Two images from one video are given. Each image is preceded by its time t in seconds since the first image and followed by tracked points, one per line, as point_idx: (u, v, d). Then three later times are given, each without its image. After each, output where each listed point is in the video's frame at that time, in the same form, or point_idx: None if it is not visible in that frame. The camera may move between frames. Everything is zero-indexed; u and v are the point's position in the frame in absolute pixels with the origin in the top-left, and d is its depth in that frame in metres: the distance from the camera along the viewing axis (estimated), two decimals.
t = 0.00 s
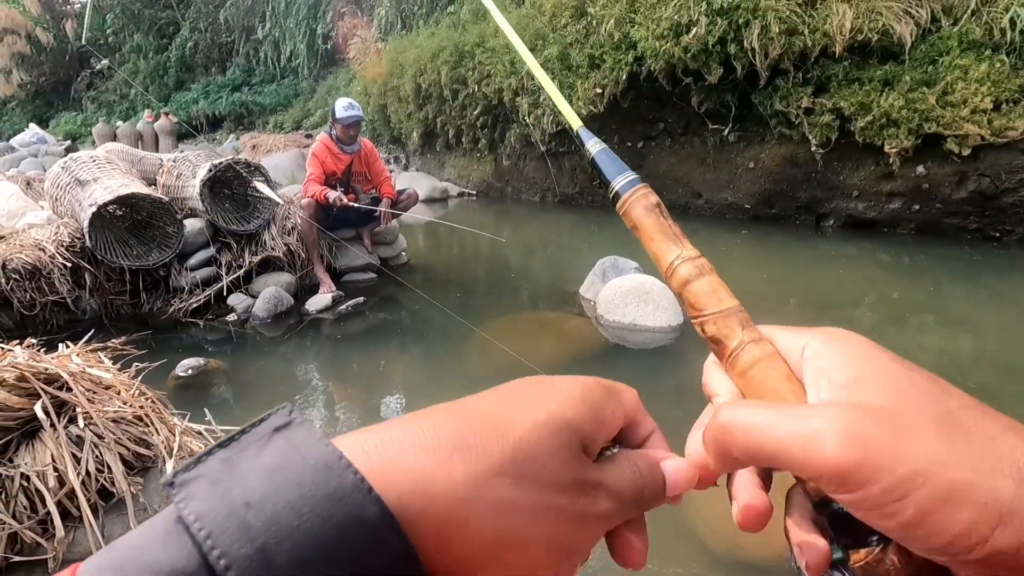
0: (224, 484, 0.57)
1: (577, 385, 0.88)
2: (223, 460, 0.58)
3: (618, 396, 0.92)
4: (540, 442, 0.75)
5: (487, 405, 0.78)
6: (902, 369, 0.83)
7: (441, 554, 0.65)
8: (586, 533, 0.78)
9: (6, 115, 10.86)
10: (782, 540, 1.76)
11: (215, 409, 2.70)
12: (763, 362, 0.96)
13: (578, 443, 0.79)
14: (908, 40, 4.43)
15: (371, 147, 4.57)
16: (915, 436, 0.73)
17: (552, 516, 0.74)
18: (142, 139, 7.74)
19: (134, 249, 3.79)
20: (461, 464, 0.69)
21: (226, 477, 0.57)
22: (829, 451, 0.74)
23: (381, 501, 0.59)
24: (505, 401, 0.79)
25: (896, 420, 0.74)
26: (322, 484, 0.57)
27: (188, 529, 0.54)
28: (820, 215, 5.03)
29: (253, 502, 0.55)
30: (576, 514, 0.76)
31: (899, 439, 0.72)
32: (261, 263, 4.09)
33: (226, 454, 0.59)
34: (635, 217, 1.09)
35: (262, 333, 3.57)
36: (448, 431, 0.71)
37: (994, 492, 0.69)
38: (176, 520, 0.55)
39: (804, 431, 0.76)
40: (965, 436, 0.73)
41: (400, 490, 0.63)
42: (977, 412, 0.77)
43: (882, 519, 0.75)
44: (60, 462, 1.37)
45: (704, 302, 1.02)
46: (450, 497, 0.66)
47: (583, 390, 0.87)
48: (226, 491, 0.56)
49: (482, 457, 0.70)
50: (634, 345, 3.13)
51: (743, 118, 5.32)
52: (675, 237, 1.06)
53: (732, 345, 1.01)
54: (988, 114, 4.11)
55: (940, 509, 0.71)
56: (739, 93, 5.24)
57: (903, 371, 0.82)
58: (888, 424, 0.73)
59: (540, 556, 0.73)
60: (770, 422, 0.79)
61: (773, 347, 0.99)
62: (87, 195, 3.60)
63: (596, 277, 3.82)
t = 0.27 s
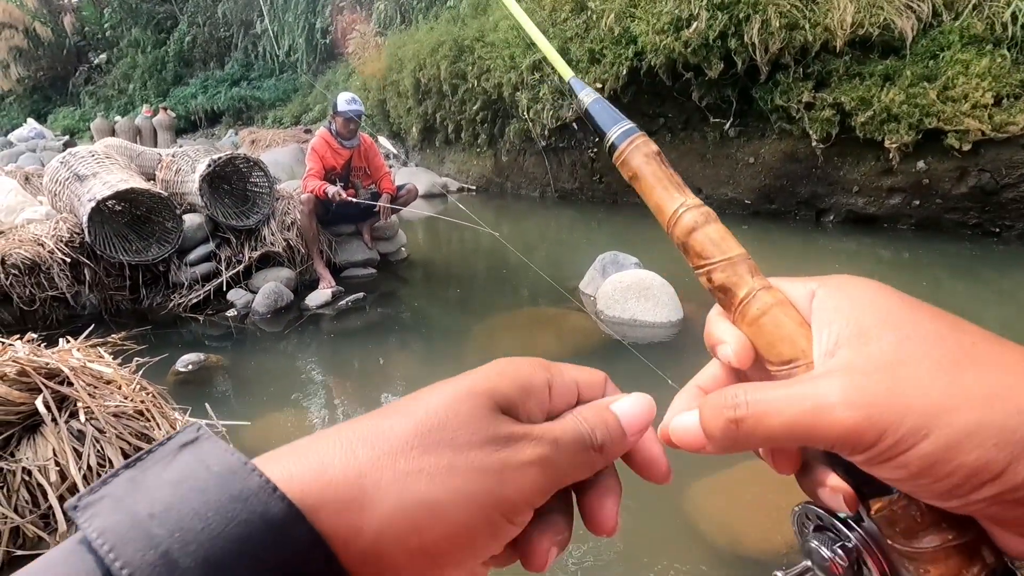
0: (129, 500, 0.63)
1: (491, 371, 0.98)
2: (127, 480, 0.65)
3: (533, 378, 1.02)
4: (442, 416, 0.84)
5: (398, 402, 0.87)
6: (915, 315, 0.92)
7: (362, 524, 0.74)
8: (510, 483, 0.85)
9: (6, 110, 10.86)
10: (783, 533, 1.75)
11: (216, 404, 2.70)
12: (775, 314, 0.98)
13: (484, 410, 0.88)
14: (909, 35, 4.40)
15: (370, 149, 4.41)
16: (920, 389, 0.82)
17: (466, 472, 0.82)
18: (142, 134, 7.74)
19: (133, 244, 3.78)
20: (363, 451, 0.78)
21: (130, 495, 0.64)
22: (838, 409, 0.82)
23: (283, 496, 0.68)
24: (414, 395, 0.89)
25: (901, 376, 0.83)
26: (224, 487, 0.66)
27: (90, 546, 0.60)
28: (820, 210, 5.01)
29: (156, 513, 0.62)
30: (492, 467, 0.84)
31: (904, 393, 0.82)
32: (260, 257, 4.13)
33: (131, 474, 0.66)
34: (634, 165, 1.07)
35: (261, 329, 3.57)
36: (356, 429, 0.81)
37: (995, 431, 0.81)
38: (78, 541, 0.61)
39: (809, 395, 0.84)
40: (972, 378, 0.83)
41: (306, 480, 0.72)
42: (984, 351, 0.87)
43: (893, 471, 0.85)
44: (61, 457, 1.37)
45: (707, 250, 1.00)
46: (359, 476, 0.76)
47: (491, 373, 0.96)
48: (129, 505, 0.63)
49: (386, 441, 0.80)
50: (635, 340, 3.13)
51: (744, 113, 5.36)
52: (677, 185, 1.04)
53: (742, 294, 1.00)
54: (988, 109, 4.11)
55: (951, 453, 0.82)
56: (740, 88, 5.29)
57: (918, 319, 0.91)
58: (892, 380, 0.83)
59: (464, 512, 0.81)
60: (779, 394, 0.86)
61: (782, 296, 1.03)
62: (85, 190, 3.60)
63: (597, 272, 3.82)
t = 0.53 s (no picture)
0: (104, 542, 0.66)
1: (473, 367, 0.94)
2: (104, 518, 0.67)
3: (517, 371, 0.98)
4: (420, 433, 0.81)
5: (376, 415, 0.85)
6: (928, 277, 0.90)
7: (346, 550, 0.75)
8: (497, 493, 0.82)
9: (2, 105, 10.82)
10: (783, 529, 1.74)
11: (215, 400, 2.70)
12: (785, 270, 0.96)
13: (465, 418, 0.84)
14: (909, 30, 4.42)
15: (371, 141, 4.56)
16: (924, 353, 0.82)
17: (448, 488, 0.80)
18: (139, 130, 7.71)
19: (132, 240, 3.77)
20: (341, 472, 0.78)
21: (106, 535, 0.66)
22: (840, 373, 0.82)
23: (267, 535, 0.70)
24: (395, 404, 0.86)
25: (907, 342, 0.82)
26: (202, 528, 0.68)
27: None
28: (819, 206, 5.00)
29: (131, 556, 0.64)
30: (475, 480, 0.81)
31: (907, 358, 0.82)
32: (259, 254, 4.08)
33: (108, 513, 0.68)
34: (642, 119, 1.00)
35: (261, 325, 3.56)
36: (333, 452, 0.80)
37: (1000, 394, 0.80)
38: None
39: (809, 357, 0.83)
40: (980, 340, 0.82)
41: (287, 513, 0.73)
42: (996, 314, 0.86)
43: (894, 432, 0.85)
44: (61, 452, 1.36)
45: (715, 208, 0.97)
46: (339, 504, 0.76)
47: (476, 372, 0.92)
48: (105, 548, 0.65)
49: (364, 464, 0.79)
50: (634, 335, 3.12)
51: (743, 109, 5.32)
52: (686, 140, 0.99)
53: (749, 255, 0.97)
54: (989, 105, 4.08)
55: (953, 416, 0.81)
56: (739, 83, 5.25)
57: (930, 280, 0.90)
58: (899, 342, 0.83)
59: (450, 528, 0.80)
60: (781, 353, 0.85)
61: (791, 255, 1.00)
62: (84, 186, 3.60)
63: (596, 269, 3.82)
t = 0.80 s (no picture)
0: (107, 534, 0.56)
1: (483, 333, 0.81)
2: (110, 508, 0.58)
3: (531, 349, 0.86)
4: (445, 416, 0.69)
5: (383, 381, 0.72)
6: (923, 264, 0.83)
7: (360, 549, 0.64)
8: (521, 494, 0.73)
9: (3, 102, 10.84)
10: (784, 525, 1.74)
11: (216, 396, 2.70)
12: (780, 261, 0.88)
13: (491, 411, 0.72)
14: (911, 27, 4.41)
15: (371, 138, 4.56)
16: (912, 346, 0.75)
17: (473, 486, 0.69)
18: (140, 127, 7.71)
19: (133, 236, 3.77)
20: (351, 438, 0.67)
21: (111, 527, 0.57)
22: (825, 368, 0.76)
23: (285, 536, 0.59)
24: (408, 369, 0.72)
25: (896, 335, 0.76)
26: (214, 525, 0.57)
27: None
28: (820, 203, 4.97)
29: (138, 555, 0.55)
30: (501, 481, 0.71)
31: (894, 353, 0.75)
32: (260, 250, 4.07)
33: (113, 501, 0.59)
34: (631, 111, 0.91)
35: (262, 321, 3.56)
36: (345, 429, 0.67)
37: (989, 388, 0.74)
38: None
39: (795, 351, 0.78)
40: (971, 332, 0.76)
41: (298, 504, 0.61)
42: (994, 305, 0.78)
43: (877, 427, 0.79)
44: (64, 447, 1.37)
45: (707, 201, 0.88)
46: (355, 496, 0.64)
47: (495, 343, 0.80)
48: (107, 541, 0.56)
49: (382, 450, 0.66)
50: (635, 332, 3.12)
51: (744, 106, 5.31)
52: (677, 130, 0.89)
53: (743, 248, 0.89)
54: (991, 101, 4.07)
55: (936, 412, 0.75)
56: (741, 80, 5.23)
57: (924, 268, 0.82)
58: (888, 337, 0.76)
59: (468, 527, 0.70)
60: (769, 345, 0.80)
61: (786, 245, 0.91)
62: (84, 182, 3.60)
63: (597, 266, 3.81)
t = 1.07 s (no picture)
0: (116, 531, 0.55)
1: (494, 327, 0.79)
2: (119, 504, 0.57)
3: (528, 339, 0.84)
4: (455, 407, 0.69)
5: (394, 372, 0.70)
6: (919, 265, 0.79)
7: (369, 547, 0.64)
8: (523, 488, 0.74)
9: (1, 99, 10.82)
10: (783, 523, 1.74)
11: (216, 394, 2.70)
12: (777, 262, 0.83)
13: (493, 402, 0.72)
14: (911, 24, 4.39)
15: (371, 135, 4.53)
16: (906, 351, 0.72)
17: (481, 481, 0.70)
18: (138, 124, 7.70)
19: (132, 234, 3.77)
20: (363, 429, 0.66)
21: (120, 525, 0.55)
22: (818, 376, 0.74)
23: (297, 536, 0.59)
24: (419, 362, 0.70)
25: (887, 339, 0.73)
26: (225, 523, 0.57)
27: None
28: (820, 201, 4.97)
29: (147, 552, 0.54)
30: (508, 475, 0.72)
31: (887, 359, 0.73)
32: (259, 248, 4.06)
33: (124, 496, 0.58)
34: (625, 109, 0.84)
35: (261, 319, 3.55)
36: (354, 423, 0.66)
37: (981, 395, 0.71)
38: None
39: (787, 356, 0.75)
40: (966, 337, 0.72)
41: (307, 501, 0.60)
42: (992, 309, 0.74)
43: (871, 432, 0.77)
44: (63, 445, 1.37)
45: (705, 203, 0.83)
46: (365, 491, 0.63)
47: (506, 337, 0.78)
48: (117, 540, 0.55)
49: (390, 444, 0.65)
50: (635, 329, 3.12)
51: (744, 103, 5.32)
52: (672, 128, 0.83)
53: (740, 249, 0.84)
54: (991, 99, 4.07)
55: (924, 420, 0.73)
56: (740, 77, 5.25)
57: (918, 269, 0.78)
58: (873, 344, 0.73)
59: (473, 519, 0.71)
60: (764, 349, 0.77)
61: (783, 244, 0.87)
62: (83, 180, 3.60)
63: (596, 263, 3.80)
